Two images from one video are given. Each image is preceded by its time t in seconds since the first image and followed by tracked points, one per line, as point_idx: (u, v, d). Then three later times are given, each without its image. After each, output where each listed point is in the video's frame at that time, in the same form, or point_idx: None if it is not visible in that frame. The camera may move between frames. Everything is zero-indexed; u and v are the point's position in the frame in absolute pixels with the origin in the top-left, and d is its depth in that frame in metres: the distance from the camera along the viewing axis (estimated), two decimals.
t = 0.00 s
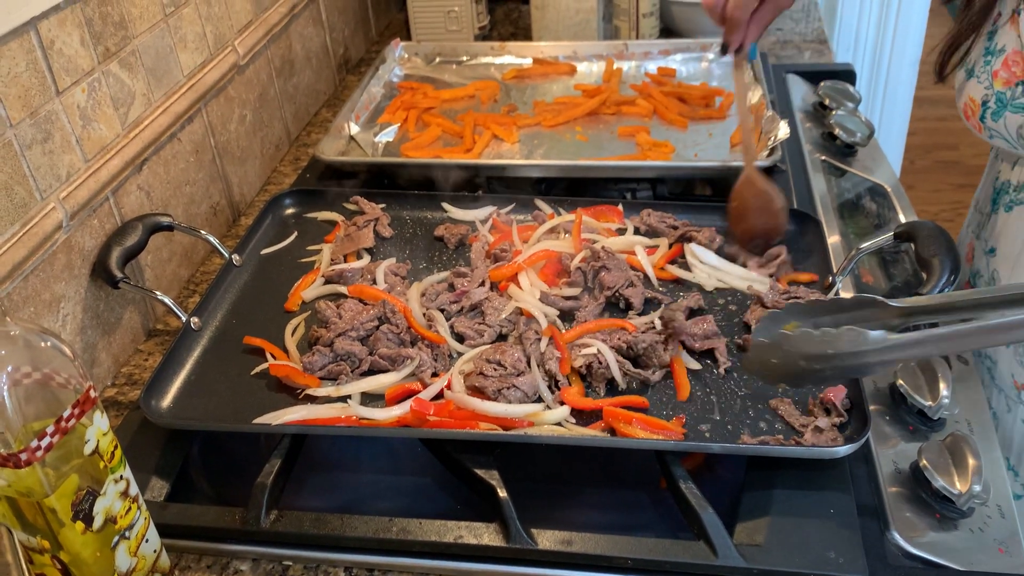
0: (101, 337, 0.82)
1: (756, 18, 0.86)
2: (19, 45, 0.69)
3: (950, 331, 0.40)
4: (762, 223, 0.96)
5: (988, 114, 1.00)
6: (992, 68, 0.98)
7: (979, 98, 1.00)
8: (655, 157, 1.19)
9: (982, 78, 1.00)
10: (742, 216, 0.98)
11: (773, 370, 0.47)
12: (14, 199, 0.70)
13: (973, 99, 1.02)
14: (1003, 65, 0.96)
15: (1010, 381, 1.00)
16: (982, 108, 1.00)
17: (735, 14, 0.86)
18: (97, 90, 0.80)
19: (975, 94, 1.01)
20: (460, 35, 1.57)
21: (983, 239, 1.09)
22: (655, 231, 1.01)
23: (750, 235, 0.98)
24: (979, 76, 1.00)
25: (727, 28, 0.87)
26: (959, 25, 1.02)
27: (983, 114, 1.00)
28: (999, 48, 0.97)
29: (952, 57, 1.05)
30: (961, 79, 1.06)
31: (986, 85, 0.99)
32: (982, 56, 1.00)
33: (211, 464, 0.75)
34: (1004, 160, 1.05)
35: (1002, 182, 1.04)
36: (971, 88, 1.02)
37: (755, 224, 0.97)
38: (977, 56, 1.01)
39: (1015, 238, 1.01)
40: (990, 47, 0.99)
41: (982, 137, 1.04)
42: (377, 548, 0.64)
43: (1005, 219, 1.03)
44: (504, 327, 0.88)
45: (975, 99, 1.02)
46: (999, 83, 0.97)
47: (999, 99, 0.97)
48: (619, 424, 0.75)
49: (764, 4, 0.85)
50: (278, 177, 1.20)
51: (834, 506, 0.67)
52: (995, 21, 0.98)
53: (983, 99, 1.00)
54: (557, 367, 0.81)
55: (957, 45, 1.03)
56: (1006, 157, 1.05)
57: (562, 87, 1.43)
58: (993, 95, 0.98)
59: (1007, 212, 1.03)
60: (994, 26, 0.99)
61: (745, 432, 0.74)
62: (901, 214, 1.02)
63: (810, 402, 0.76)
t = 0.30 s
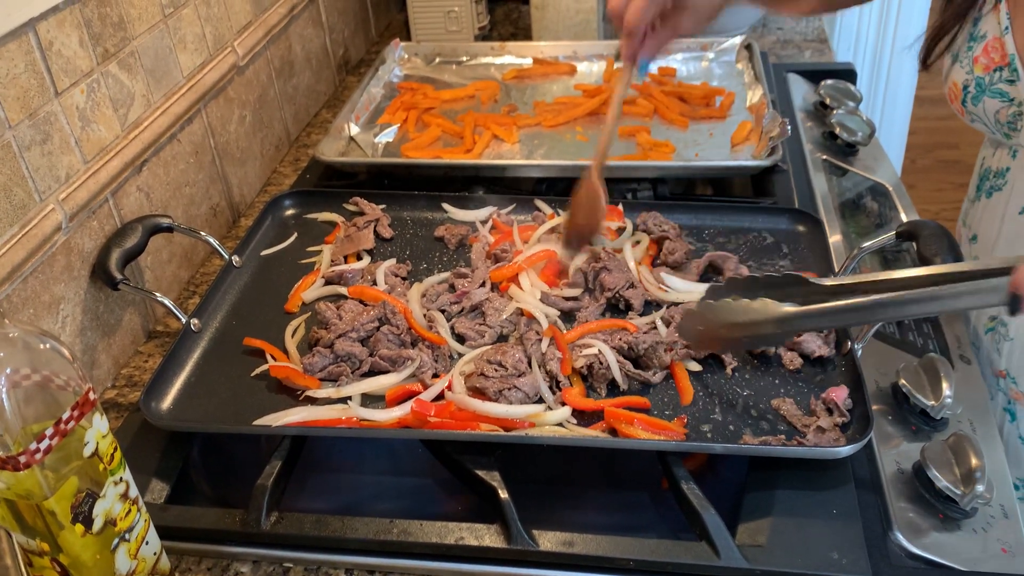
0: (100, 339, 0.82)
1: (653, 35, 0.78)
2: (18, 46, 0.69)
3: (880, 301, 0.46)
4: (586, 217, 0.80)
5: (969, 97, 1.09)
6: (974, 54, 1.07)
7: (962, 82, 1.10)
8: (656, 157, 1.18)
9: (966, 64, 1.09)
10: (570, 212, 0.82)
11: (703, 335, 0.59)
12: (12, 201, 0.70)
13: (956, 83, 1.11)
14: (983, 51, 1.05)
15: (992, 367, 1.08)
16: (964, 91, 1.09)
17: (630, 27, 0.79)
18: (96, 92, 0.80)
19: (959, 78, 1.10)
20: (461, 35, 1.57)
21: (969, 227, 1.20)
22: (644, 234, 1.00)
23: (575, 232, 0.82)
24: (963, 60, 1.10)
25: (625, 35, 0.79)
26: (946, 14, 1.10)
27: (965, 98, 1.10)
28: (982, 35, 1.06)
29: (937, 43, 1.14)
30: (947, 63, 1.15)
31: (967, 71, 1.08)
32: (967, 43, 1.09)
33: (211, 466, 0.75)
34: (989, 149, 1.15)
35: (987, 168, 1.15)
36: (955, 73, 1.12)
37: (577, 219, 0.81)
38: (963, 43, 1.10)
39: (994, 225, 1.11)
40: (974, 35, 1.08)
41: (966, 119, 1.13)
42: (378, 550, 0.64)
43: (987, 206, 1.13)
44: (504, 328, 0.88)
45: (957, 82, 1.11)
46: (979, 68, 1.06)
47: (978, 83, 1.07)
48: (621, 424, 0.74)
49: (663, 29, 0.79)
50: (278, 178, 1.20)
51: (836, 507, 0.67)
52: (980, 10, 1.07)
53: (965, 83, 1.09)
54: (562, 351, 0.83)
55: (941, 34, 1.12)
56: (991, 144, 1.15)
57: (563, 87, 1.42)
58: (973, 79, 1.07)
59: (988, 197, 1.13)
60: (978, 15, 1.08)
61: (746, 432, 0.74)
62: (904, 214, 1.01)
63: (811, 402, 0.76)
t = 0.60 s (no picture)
0: (102, 340, 0.82)
1: (611, 83, 0.91)
2: (19, 48, 0.69)
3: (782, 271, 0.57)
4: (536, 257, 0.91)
5: (939, 110, 0.99)
6: (942, 66, 0.97)
7: (930, 94, 0.99)
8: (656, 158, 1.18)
9: (933, 75, 0.98)
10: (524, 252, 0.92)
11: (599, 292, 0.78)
12: (13, 202, 0.70)
13: (925, 96, 1.01)
14: (950, 63, 0.95)
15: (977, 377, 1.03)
16: (933, 104, 0.99)
17: (592, 71, 0.89)
18: (97, 93, 0.80)
19: (927, 91, 1.00)
20: (461, 36, 1.57)
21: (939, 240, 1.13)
22: (651, 234, 1.00)
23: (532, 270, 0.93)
24: (930, 73, 0.99)
25: (584, 82, 0.91)
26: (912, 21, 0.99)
27: (934, 111, 1.00)
28: (948, 45, 0.96)
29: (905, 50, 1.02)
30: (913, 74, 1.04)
31: (935, 83, 0.98)
32: (933, 53, 0.99)
33: (212, 467, 0.75)
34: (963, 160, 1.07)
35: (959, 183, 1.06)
36: (924, 85, 1.01)
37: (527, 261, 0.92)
38: (928, 52, 1.00)
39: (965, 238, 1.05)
40: (940, 45, 0.98)
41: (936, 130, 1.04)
42: (380, 552, 0.64)
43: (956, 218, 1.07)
44: (503, 330, 0.88)
45: (926, 95, 1.00)
46: (947, 80, 0.96)
47: (948, 96, 0.96)
48: (622, 425, 0.74)
49: (622, 72, 0.90)
50: (279, 179, 1.20)
51: (838, 508, 0.67)
52: (944, 20, 0.97)
53: (933, 96, 0.99)
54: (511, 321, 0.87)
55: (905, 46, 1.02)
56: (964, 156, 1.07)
57: (564, 87, 1.42)
58: (943, 92, 0.97)
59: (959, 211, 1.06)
60: (944, 23, 0.97)
61: (748, 433, 0.74)
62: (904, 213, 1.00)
63: (813, 403, 0.76)
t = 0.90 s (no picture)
0: (106, 340, 0.82)
1: (561, 108, 0.91)
2: (23, 48, 0.69)
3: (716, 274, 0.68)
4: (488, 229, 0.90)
5: (918, 121, 0.99)
6: (919, 78, 0.97)
7: (909, 106, 0.99)
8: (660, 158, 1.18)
9: (911, 87, 0.98)
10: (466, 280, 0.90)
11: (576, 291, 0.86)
12: (17, 202, 0.70)
13: (905, 107, 1.01)
14: (927, 76, 0.95)
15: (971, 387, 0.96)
16: (912, 115, 0.99)
17: (540, 95, 0.88)
18: (101, 93, 0.80)
19: (907, 102, 1.00)
20: (465, 36, 1.57)
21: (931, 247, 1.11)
22: (655, 234, 1.00)
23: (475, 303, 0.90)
24: (908, 85, 0.99)
25: (532, 104, 0.90)
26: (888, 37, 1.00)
27: (913, 122, 1.00)
28: (925, 58, 0.96)
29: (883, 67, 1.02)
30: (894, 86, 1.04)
31: (913, 95, 0.98)
32: (911, 66, 0.99)
33: (215, 467, 0.75)
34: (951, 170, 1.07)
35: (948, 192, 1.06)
36: (903, 97, 1.01)
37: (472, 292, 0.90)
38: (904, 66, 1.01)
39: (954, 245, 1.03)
40: (918, 58, 0.98)
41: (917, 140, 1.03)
42: (383, 552, 0.64)
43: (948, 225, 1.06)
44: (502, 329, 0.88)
45: (906, 107, 1.00)
46: (924, 92, 0.96)
47: (926, 108, 0.96)
48: (625, 426, 0.74)
49: (572, 98, 0.91)
50: (282, 179, 1.20)
51: (842, 509, 0.67)
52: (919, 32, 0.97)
53: (912, 108, 0.99)
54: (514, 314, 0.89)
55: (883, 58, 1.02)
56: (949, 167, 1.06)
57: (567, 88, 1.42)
58: (920, 104, 0.97)
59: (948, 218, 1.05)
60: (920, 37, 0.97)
61: (752, 434, 0.74)
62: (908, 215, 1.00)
63: (817, 405, 0.76)
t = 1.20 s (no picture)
0: (111, 340, 0.82)
1: (495, 79, 1.06)
2: (30, 49, 0.69)
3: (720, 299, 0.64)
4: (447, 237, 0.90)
5: (921, 128, 0.99)
6: (920, 84, 0.97)
7: (912, 112, 0.99)
8: (664, 159, 1.18)
9: (914, 93, 0.98)
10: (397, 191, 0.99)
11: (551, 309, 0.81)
12: (24, 203, 0.70)
13: (908, 114, 1.01)
14: (929, 82, 0.95)
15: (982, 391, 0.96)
16: (914, 122, 0.99)
17: (477, 62, 1.03)
18: (107, 94, 0.80)
19: (910, 108, 1.00)
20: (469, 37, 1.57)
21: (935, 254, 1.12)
22: (659, 236, 1.00)
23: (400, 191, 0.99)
24: (911, 90, 0.99)
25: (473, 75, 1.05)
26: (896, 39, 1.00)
27: (915, 128, 1.00)
28: (927, 64, 0.96)
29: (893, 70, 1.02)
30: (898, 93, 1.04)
31: (915, 101, 0.98)
32: (914, 72, 0.99)
33: (220, 467, 0.75)
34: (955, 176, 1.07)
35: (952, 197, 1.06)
36: (907, 102, 1.01)
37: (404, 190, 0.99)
38: (909, 72, 1.00)
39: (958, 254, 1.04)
40: (920, 64, 0.98)
41: (920, 148, 1.03)
42: (388, 553, 0.64)
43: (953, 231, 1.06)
44: (507, 328, 0.88)
45: (909, 113, 1.00)
46: (926, 99, 0.96)
47: (928, 115, 0.96)
48: (630, 428, 0.74)
49: (502, 68, 1.05)
50: (287, 180, 1.20)
51: (847, 512, 0.67)
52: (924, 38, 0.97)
53: (913, 114, 0.99)
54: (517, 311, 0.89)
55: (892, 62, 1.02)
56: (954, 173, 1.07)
57: (571, 89, 1.42)
58: (922, 110, 0.97)
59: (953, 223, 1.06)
60: (923, 42, 0.97)
61: (757, 436, 0.74)
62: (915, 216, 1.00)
63: (822, 406, 0.76)
